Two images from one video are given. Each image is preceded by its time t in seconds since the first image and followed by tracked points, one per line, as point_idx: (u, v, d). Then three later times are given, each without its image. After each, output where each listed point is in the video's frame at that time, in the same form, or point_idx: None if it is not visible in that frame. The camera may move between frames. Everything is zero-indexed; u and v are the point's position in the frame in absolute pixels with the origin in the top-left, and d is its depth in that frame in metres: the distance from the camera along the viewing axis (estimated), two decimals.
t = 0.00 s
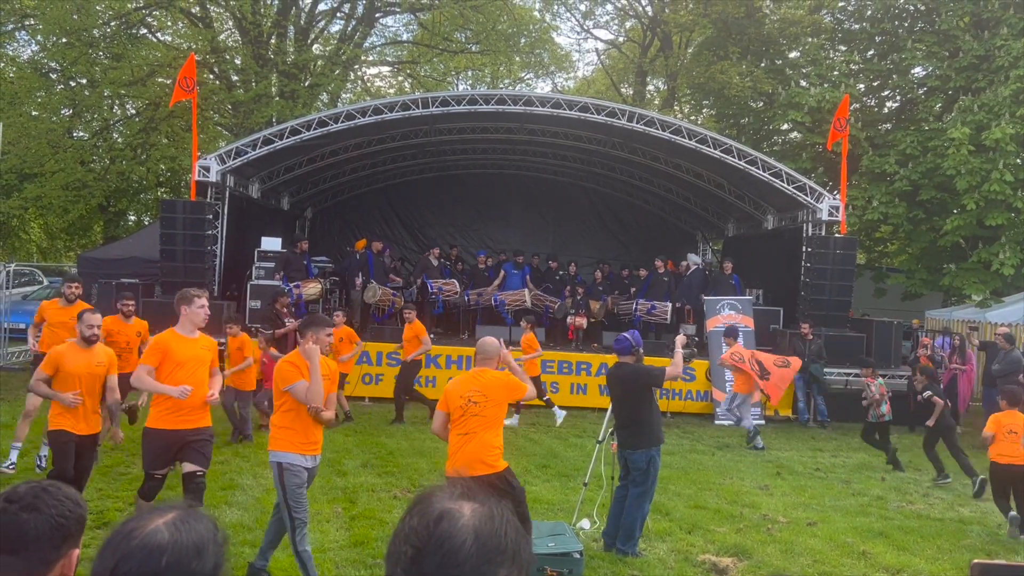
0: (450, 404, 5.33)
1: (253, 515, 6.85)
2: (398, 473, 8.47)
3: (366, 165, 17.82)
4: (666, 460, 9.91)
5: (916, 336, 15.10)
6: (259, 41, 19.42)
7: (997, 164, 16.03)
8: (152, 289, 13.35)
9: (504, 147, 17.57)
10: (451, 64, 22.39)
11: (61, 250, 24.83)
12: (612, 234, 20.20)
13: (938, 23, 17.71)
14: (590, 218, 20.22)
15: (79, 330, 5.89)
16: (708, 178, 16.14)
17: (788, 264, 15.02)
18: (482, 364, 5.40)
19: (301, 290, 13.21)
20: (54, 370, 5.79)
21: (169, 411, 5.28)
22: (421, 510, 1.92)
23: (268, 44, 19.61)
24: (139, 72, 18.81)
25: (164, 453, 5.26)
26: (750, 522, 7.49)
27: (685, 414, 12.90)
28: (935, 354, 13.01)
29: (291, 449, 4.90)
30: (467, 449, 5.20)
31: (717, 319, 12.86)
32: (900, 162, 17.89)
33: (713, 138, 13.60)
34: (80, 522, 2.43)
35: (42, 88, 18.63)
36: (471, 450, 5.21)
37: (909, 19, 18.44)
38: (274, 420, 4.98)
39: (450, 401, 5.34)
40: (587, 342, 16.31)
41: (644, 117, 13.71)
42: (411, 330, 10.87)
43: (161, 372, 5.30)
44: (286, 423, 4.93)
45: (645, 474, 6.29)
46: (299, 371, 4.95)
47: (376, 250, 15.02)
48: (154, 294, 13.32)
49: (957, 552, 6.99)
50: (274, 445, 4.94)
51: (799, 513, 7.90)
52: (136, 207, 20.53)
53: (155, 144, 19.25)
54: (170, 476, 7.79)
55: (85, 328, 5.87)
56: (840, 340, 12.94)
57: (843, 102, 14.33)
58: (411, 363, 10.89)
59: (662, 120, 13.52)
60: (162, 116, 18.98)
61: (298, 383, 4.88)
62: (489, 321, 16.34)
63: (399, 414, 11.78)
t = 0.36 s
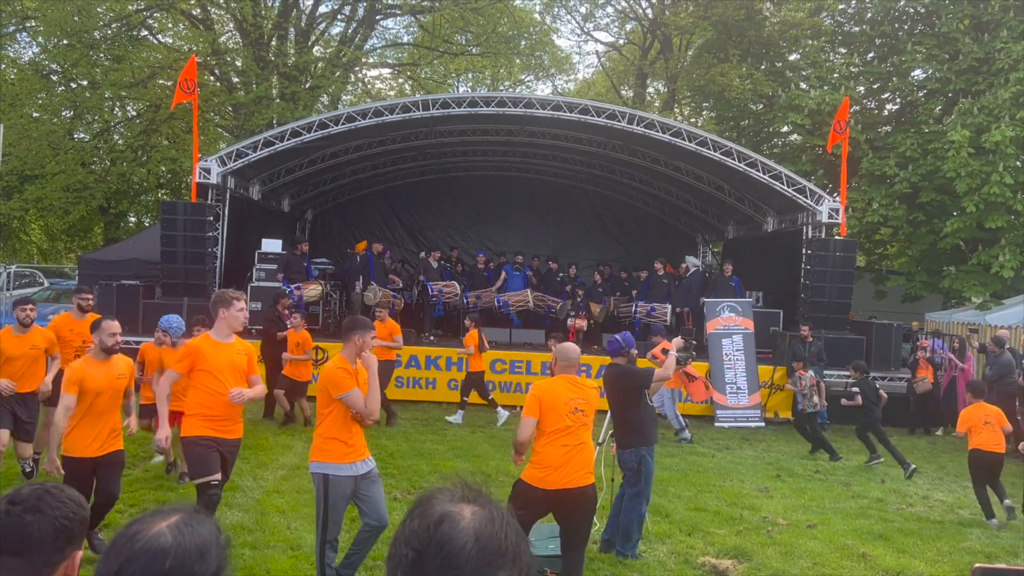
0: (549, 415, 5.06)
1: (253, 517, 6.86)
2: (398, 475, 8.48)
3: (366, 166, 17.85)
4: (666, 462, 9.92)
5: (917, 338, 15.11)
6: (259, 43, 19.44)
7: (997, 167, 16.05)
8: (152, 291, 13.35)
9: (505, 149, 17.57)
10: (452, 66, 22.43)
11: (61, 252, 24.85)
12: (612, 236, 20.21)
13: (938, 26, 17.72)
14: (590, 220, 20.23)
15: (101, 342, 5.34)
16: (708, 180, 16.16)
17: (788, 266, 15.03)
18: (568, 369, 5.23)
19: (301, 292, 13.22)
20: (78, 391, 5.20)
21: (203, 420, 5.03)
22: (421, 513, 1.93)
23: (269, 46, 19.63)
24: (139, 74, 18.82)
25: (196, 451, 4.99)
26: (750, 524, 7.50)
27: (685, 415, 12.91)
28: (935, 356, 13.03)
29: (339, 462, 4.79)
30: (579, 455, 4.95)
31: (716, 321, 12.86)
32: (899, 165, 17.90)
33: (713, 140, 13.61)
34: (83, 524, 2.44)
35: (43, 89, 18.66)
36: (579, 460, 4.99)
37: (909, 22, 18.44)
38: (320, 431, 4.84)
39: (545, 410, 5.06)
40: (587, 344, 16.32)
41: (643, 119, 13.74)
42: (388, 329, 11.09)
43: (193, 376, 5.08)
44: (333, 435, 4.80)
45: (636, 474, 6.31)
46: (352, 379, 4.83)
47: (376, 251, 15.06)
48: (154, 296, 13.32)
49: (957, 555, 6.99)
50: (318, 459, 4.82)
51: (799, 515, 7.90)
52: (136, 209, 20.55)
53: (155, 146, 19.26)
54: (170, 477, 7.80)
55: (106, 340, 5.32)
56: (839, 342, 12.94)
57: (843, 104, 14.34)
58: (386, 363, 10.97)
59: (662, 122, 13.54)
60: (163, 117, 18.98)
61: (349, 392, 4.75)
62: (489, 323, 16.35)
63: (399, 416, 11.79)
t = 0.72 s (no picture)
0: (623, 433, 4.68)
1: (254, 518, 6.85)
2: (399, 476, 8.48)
3: (367, 168, 17.85)
4: (667, 464, 9.91)
5: (917, 340, 15.11)
6: (260, 45, 19.43)
7: (997, 168, 16.06)
8: (152, 292, 13.34)
9: (506, 151, 17.57)
10: (452, 68, 22.46)
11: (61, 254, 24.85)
12: (611, 237, 20.21)
13: (938, 28, 17.73)
14: (590, 221, 20.23)
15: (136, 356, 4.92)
16: (709, 181, 16.16)
17: (788, 267, 15.03)
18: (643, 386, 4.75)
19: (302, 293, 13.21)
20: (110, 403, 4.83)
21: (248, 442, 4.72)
22: (424, 513, 1.92)
23: (269, 47, 19.63)
24: (139, 76, 18.80)
25: (241, 484, 4.68)
26: (750, 526, 7.50)
27: (686, 417, 12.90)
28: (935, 357, 13.04)
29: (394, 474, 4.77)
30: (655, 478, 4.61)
31: (717, 322, 12.89)
32: (900, 167, 17.89)
33: (713, 141, 13.60)
34: (86, 523, 2.44)
35: (43, 91, 18.65)
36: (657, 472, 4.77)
37: (909, 24, 18.49)
38: (373, 441, 4.80)
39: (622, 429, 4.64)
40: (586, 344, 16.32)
41: (644, 121, 13.74)
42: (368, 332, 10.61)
43: (233, 396, 4.74)
44: (389, 449, 4.76)
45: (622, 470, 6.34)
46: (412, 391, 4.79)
47: (377, 253, 15.09)
48: (155, 297, 13.31)
49: (958, 557, 6.98)
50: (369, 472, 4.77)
51: (800, 517, 7.90)
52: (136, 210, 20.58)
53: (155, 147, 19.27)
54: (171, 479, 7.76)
55: (143, 353, 4.90)
56: (840, 344, 12.96)
57: (843, 106, 14.34)
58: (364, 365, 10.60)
59: (663, 123, 13.54)
60: (163, 118, 19.00)
61: (409, 406, 4.73)
62: (489, 324, 16.35)
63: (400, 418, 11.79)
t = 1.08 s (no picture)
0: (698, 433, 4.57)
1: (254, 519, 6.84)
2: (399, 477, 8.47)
3: (367, 169, 17.86)
4: (668, 464, 9.90)
5: (919, 340, 15.10)
6: (262, 45, 19.46)
7: (999, 169, 16.05)
8: (153, 292, 13.33)
9: (508, 151, 17.58)
10: (453, 69, 22.48)
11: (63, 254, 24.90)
12: (613, 239, 20.21)
13: (939, 29, 17.73)
14: (591, 222, 20.23)
15: (159, 365, 4.66)
16: (710, 182, 16.16)
17: (790, 268, 15.04)
18: (715, 383, 4.66)
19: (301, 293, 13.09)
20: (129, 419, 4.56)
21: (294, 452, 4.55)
22: (420, 513, 1.92)
23: (271, 48, 19.64)
24: (141, 76, 18.81)
25: (284, 505, 4.53)
26: (751, 526, 7.49)
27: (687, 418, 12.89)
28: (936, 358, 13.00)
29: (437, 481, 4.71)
30: (731, 474, 4.57)
31: (718, 323, 12.82)
32: (901, 167, 17.89)
33: (715, 142, 13.60)
34: (84, 522, 2.44)
35: (44, 91, 18.69)
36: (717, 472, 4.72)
37: (910, 25, 18.51)
38: (418, 451, 4.65)
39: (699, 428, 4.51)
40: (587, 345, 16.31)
41: (645, 121, 13.74)
42: (344, 330, 10.41)
43: (283, 402, 4.56)
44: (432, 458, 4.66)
45: (618, 470, 6.36)
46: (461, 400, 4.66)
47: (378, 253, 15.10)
48: (155, 297, 13.32)
49: (959, 557, 6.98)
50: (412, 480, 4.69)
51: (801, 518, 7.90)
52: (138, 211, 20.59)
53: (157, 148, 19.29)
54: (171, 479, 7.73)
55: (166, 361, 4.65)
56: (841, 346, 12.94)
57: (844, 107, 14.32)
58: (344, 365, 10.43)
59: (664, 124, 13.54)
60: (165, 119, 19.03)
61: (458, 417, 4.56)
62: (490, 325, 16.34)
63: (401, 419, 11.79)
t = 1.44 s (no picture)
0: (764, 438, 4.61)
1: (256, 519, 6.84)
2: (402, 477, 8.47)
3: (369, 169, 17.88)
4: (670, 465, 9.90)
5: (922, 340, 15.07)
6: (264, 46, 19.48)
7: (1001, 169, 16.02)
8: (155, 292, 13.34)
9: (510, 151, 17.58)
10: (455, 69, 22.47)
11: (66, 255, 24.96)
12: (616, 239, 20.20)
13: (942, 28, 17.69)
14: (594, 222, 20.24)
15: (202, 361, 4.61)
16: (712, 182, 16.15)
17: (792, 268, 15.02)
18: (778, 390, 4.68)
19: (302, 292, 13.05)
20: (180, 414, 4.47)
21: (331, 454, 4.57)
22: (417, 514, 1.92)
23: (273, 49, 19.67)
24: (144, 77, 18.82)
25: (328, 505, 4.55)
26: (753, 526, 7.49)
27: (691, 419, 12.84)
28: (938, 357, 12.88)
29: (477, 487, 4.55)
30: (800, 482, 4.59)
31: (720, 324, 12.80)
32: (904, 167, 17.86)
33: (716, 142, 13.60)
34: (84, 522, 2.44)
35: (47, 92, 18.73)
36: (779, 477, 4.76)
37: (913, 24, 18.47)
38: (470, 457, 4.46)
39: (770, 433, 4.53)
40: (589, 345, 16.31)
41: (647, 121, 13.74)
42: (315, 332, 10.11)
43: (327, 403, 4.59)
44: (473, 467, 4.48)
45: (617, 470, 6.34)
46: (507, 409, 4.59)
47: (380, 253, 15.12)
48: (158, 298, 13.33)
49: (962, 558, 6.96)
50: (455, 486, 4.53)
51: (804, 518, 7.90)
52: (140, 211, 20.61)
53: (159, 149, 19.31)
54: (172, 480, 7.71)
55: (211, 357, 4.61)
56: (844, 344, 12.91)
57: (846, 107, 14.29)
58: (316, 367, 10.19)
59: (665, 124, 13.52)
60: (167, 120, 19.03)
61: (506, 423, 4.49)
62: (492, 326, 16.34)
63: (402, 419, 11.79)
